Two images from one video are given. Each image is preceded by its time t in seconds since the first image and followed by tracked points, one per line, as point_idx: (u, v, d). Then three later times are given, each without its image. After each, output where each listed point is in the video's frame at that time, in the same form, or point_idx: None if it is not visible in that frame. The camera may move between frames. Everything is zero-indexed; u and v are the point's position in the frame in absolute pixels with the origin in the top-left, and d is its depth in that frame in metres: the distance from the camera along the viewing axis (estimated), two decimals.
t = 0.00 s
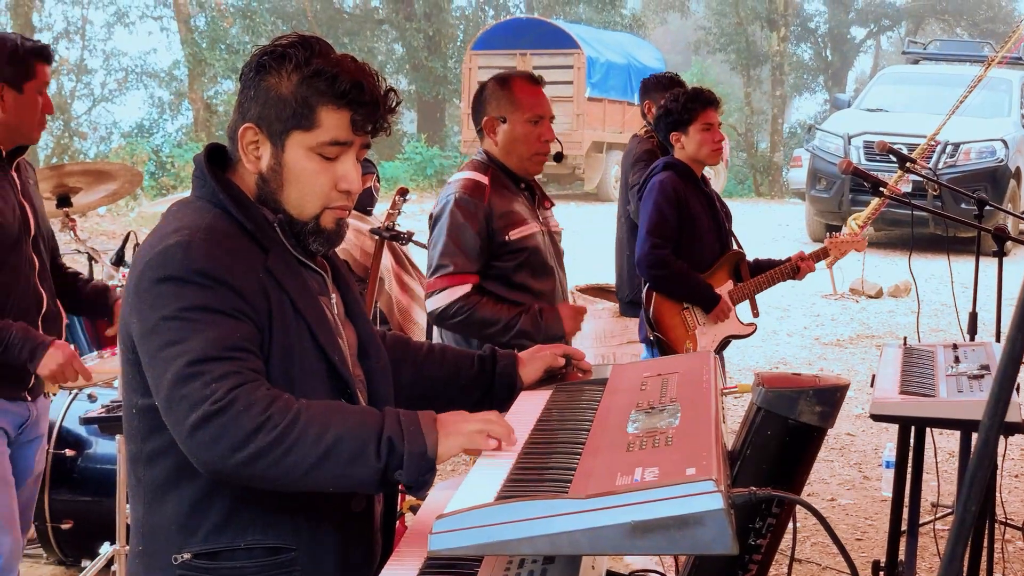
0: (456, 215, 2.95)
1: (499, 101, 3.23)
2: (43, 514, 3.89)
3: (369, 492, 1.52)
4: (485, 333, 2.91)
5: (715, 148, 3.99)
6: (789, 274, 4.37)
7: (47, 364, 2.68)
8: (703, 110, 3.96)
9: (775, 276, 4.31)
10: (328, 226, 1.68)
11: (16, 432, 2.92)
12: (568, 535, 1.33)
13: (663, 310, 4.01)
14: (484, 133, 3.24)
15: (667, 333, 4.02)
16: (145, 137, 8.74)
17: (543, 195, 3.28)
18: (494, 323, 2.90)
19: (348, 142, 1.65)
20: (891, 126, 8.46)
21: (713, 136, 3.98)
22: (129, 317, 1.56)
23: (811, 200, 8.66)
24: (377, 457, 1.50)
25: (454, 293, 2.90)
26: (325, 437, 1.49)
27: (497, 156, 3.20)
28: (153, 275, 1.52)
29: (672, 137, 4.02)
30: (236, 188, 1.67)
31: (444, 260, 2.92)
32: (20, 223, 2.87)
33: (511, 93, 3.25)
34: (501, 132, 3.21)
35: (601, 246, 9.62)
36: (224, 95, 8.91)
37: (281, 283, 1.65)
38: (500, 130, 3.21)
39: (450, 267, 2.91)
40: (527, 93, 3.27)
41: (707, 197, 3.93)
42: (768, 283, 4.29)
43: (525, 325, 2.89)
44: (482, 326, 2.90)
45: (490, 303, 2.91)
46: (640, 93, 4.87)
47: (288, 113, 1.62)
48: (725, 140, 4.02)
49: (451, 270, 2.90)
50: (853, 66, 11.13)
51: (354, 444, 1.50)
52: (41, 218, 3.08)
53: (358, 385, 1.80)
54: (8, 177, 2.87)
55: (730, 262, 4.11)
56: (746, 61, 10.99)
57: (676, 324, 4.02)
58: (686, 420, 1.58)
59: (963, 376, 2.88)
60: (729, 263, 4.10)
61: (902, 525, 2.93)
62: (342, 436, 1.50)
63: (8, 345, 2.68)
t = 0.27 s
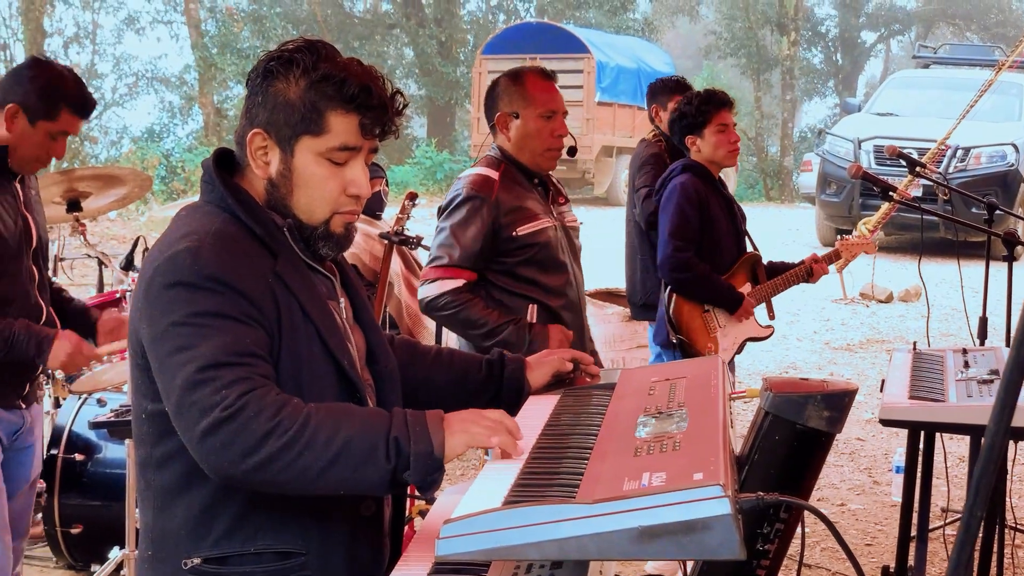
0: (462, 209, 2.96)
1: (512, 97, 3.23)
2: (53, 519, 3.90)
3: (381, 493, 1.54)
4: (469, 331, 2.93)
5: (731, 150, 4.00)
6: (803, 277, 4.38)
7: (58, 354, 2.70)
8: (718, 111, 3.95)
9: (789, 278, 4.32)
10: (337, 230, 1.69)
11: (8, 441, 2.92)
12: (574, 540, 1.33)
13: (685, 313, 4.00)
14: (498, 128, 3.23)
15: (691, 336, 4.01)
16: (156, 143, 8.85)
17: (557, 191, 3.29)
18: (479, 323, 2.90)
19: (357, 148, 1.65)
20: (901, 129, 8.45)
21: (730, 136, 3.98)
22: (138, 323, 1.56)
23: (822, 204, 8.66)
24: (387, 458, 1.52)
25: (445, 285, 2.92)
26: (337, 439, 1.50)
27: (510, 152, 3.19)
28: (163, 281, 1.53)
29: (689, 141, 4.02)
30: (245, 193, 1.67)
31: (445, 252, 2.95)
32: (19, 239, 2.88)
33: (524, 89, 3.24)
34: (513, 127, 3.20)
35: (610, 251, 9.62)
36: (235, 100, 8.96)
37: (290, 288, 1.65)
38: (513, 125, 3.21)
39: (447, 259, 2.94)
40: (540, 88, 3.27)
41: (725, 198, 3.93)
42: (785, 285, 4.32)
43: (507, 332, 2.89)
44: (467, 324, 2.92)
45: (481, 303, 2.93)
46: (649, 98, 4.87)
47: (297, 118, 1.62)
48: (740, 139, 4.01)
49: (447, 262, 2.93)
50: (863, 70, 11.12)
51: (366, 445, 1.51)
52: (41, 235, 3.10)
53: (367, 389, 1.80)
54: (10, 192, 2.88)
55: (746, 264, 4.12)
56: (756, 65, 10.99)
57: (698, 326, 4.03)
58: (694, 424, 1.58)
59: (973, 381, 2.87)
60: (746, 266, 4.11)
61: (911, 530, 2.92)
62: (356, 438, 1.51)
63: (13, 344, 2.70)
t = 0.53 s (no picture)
0: (481, 226, 2.98)
1: (520, 107, 3.24)
2: (59, 521, 3.91)
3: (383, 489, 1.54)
4: (505, 347, 2.90)
5: (754, 156, 4.02)
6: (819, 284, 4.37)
7: (80, 362, 2.94)
8: (742, 118, 3.96)
9: (808, 285, 4.32)
10: (339, 230, 1.68)
11: None
12: (575, 541, 1.33)
13: (708, 326, 3.93)
14: (507, 138, 3.23)
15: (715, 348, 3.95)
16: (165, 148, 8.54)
17: (569, 201, 3.27)
18: (515, 335, 2.89)
19: (358, 148, 1.66)
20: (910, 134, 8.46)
21: (750, 144, 4.00)
22: (140, 325, 1.57)
23: (829, 208, 8.68)
24: (389, 454, 1.52)
25: (475, 302, 2.92)
26: (340, 433, 1.51)
27: (519, 162, 3.19)
28: (164, 281, 1.53)
29: (711, 147, 4.03)
30: (246, 194, 1.68)
31: (468, 270, 2.95)
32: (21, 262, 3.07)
33: (532, 97, 3.25)
34: (524, 136, 3.21)
35: (617, 255, 9.61)
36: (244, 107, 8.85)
37: (292, 288, 1.66)
38: (523, 134, 3.21)
39: (472, 277, 2.94)
40: (548, 96, 3.28)
41: (745, 207, 3.93)
42: (803, 292, 4.29)
43: (543, 339, 2.87)
44: (503, 339, 2.90)
45: (513, 317, 2.92)
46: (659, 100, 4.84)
47: (297, 119, 1.63)
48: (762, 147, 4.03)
49: (473, 279, 2.93)
50: (870, 75, 11.09)
51: (367, 441, 1.51)
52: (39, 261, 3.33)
53: (372, 389, 1.81)
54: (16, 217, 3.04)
55: (764, 273, 4.10)
56: (764, 70, 10.97)
57: (721, 338, 3.96)
58: (696, 426, 1.58)
59: (979, 386, 2.86)
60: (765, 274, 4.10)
61: (917, 533, 2.91)
62: (359, 439, 1.51)
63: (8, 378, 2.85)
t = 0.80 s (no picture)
0: (497, 227, 2.96)
1: (528, 106, 3.23)
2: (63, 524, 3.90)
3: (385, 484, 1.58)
4: (540, 344, 2.92)
5: (762, 161, 4.02)
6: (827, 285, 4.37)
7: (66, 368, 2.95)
8: (751, 123, 3.95)
9: (816, 287, 4.32)
10: (348, 224, 1.75)
11: None
12: (573, 544, 1.33)
13: (718, 331, 3.95)
14: (515, 138, 3.22)
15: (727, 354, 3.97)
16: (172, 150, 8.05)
17: (579, 202, 3.27)
18: (550, 332, 2.92)
19: (367, 141, 1.71)
20: (917, 138, 8.55)
21: (758, 148, 3.99)
22: (150, 317, 1.64)
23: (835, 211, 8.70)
24: (389, 448, 1.56)
25: (507, 308, 2.90)
26: (342, 427, 1.55)
27: (529, 164, 3.19)
28: (172, 273, 1.60)
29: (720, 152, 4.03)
30: (255, 190, 1.75)
31: (492, 277, 2.92)
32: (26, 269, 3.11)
33: (540, 96, 3.24)
34: (534, 136, 3.20)
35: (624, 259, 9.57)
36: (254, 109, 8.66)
37: (298, 281, 1.72)
38: (532, 134, 3.21)
39: (500, 282, 2.91)
40: (555, 94, 3.27)
41: (755, 211, 3.92)
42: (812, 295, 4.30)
43: (580, 332, 2.96)
44: (538, 338, 2.91)
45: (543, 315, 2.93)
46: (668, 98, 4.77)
47: (309, 112, 1.68)
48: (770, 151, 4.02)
49: (503, 284, 2.90)
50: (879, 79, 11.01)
51: (366, 438, 1.55)
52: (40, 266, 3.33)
53: (378, 383, 1.87)
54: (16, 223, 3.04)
55: (775, 277, 4.10)
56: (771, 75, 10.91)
57: (732, 344, 3.98)
58: (695, 428, 1.58)
59: (982, 388, 2.86)
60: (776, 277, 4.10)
61: (920, 534, 2.92)
62: (359, 431, 1.56)
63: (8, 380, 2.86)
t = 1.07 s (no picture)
0: (504, 241, 2.95)
1: (536, 117, 3.22)
2: (64, 525, 3.91)
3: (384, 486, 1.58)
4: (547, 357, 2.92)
5: (749, 166, 3.95)
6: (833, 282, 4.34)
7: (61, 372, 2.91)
8: (741, 124, 3.95)
9: (820, 285, 4.29)
10: (355, 223, 1.76)
11: None
12: (567, 546, 1.33)
13: (716, 333, 3.96)
14: (525, 148, 3.23)
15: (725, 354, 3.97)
16: (176, 152, 7.93)
17: (589, 212, 3.26)
18: (557, 345, 2.91)
19: (375, 142, 1.73)
20: (919, 139, 8.47)
21: (751, 150, 3.94)
22: (156, 312, 1.65)
23: (838, 213, 8.68)
24: (390, 449, 1.55)
25: (513, 322, 2.89)
26: (342, 426, 1.55)
27: (538, 173, 3.19)
28: (178, 269, 1.61)
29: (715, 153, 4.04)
30: (262, 187, 1.76)
31: (498, 290, 2.92)
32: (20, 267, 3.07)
33: (547, 106, 3.23)
34: (542, 146, 3.20)
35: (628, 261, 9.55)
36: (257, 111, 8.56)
37: (302, 279, 1.73)
38: (540, 145, 3.21)
39: (506, 296, 2.91)
40: (564, 104, 3.26)
41: (755, 212, 3.92)
42: (815, 293, 4.27)
43: (585, 344, 2.95)
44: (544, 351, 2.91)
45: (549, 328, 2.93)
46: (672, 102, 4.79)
47: (319, 111, 1.70)
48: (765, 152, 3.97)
49: (508, 299, 2.91)
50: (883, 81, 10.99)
51: (370, 435, 1.55)
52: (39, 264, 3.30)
53: (382, 380, 1.87)
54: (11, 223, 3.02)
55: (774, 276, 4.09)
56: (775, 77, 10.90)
57: (731, 346, 3.98)
58: (694, 429, 1.58)
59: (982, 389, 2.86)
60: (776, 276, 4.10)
61: (919, 536, 2.92)
62: (361, 428, 1.56)
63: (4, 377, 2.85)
